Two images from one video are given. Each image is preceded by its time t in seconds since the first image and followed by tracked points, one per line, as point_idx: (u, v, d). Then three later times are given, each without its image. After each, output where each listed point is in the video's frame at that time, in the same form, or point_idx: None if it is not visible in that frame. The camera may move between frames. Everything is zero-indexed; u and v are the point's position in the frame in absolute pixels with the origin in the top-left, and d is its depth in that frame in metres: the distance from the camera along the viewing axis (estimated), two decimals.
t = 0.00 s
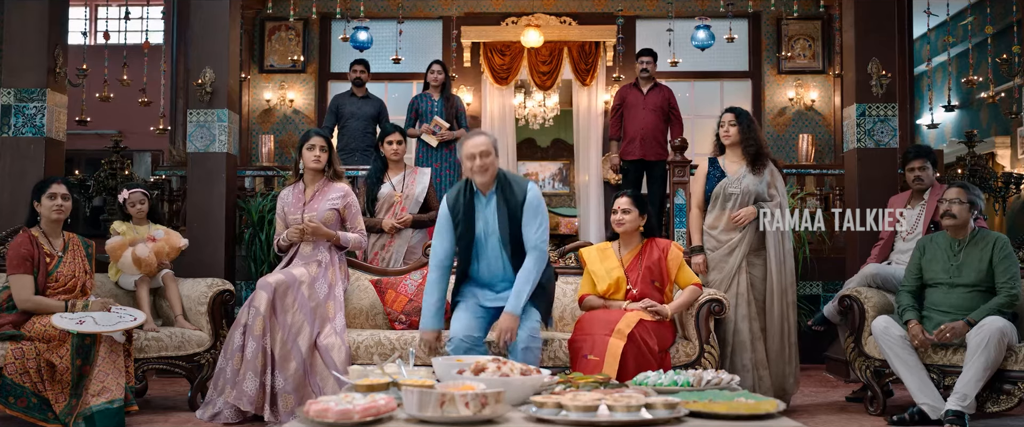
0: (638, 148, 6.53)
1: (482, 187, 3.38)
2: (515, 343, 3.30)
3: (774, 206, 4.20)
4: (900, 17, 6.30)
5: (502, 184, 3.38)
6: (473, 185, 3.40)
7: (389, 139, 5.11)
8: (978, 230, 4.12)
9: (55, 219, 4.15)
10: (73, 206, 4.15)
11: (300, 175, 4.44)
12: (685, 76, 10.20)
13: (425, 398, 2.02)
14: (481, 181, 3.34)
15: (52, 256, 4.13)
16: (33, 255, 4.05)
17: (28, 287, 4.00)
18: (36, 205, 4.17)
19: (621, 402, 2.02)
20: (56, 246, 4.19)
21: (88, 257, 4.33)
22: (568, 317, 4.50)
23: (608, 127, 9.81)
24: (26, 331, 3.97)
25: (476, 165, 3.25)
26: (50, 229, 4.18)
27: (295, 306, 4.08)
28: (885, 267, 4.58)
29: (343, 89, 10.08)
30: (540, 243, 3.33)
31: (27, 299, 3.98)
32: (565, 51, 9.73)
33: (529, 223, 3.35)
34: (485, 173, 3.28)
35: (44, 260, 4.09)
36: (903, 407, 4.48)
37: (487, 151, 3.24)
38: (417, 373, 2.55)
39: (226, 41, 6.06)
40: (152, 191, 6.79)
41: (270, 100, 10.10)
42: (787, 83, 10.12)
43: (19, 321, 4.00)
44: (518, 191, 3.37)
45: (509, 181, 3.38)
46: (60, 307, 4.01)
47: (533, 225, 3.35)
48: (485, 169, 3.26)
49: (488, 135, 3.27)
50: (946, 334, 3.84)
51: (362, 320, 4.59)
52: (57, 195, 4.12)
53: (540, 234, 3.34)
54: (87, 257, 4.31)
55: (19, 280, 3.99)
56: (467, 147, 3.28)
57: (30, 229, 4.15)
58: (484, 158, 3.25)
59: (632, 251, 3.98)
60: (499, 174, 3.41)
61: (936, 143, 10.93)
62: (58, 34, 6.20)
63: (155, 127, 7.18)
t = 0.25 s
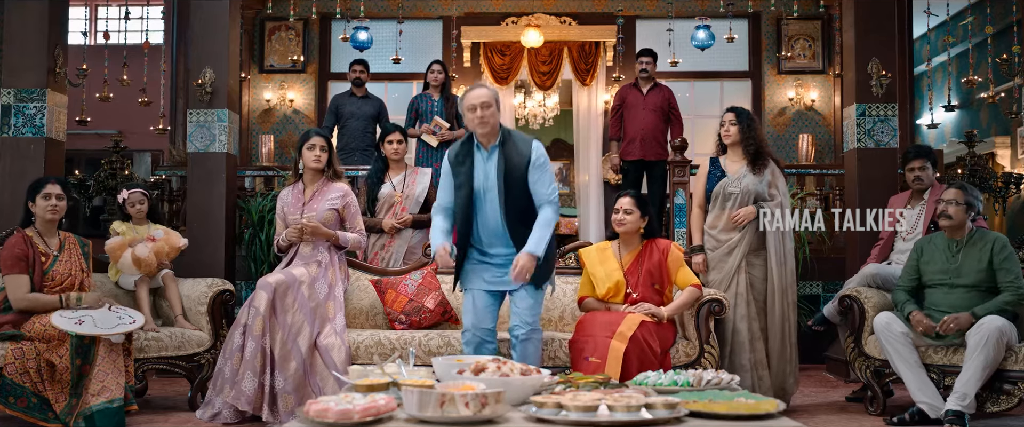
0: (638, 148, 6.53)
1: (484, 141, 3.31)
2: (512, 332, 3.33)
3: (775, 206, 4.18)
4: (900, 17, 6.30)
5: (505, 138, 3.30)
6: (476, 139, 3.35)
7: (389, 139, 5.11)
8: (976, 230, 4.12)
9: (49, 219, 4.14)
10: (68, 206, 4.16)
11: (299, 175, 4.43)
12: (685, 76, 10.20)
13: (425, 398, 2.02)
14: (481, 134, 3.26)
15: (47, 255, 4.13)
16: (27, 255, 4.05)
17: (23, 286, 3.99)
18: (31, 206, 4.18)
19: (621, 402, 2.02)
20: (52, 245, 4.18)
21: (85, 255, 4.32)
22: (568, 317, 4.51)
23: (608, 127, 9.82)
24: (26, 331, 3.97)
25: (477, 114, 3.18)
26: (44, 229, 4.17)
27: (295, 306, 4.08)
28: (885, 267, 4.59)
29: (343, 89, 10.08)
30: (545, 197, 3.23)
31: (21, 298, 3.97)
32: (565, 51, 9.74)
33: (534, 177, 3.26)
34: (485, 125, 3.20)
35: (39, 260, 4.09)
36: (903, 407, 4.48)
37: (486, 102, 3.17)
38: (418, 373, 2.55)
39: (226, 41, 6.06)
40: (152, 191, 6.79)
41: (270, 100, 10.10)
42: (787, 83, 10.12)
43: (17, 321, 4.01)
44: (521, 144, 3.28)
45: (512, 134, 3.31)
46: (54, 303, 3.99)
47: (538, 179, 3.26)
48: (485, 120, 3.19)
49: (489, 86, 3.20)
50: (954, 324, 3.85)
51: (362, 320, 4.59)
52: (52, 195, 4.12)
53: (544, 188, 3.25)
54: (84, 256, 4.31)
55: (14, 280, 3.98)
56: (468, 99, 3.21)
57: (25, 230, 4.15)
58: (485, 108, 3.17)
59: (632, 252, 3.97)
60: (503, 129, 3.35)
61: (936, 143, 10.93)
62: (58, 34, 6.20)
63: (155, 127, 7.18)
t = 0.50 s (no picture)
0: (638, 148, 6.54)
1: (489, 114, 3.34)
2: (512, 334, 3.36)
3: (775, 206, 4.18)
4: (900, 17, 6.30)
5: (512, 112, 3.33)
6: (482, 115, 3.37)
7: (389, 139, 5.11)
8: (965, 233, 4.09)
9: (48, 219, 4.14)
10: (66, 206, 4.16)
11: (298, 175, 4.43)
12: (685, 76, 10.21)
13: (425, 398, 2.02)
14: (488, 105, 3.29)
15: (44, 255, 4.12)
16: (22, 255, 4.04)
17: (13, 286, 3.99)
18: (30, 206, 4.18)
19: (621, 402, 2.02)
20: (50, 245, 4.18)
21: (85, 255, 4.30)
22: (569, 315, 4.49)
23: (608, 127, 9.82)
24: (25, 331, 3.97)
25: (484, 85, 3.20)
26: (43, 229, 4.17)
27: (295, 306, 4.08)
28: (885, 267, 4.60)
29: (343, 89, 10.09)
30: (554, 169, 3.28)
31: (9, 296, 3.97)
32: (565, 51, 9.74)
33: (541, 152, 3.30)
34: (493, 96, 3.22)
35: (35, 259, 4.08)
36: (903, 407, 4.48)
37: (498, 71, 3.18)
38: (418, 373, 2.55)
39: (226, 41, 6.06)
40: (152, 191, 6.79)
41: (270, 100, 10.10)
42: (787, 83, 10.12)
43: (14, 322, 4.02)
44: (528, 119, 3.32)
45: (518, 110, 3.34)
46: (36, 301, 3.97)
47: (545, 153, 3.30)
48: (494, 90, 3.21)
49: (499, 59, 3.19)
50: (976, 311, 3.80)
51: (362, 320, 4.59)
52: (50, 195, 4.12)
53: (552, 162, 3.29)
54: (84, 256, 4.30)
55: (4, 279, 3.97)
56: (477, 70, 3.21)
57: (23, 230, 4.16)
58: (492, 78, 3.19)
59: (631, 252, 3.85)
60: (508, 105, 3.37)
61: (936, 143, 10.93)
62: (58, 34, 6.21)
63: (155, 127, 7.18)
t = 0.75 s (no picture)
0: (638, 148, 6.54)
1: (496, 107, 3.35)
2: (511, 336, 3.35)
3: (775, 205, 4.17)
4: (900, 17, 6.30)
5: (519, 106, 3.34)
6: (489, 108, 3.39)
7: (388, 139, 5.11)
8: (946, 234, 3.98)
9: (53, 221, 4.09)
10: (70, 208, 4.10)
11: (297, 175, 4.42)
12: (685, 76, 10.21)
13: (425, 398, 2.02)
14: (496, 100, 3.30)
15: (46, 258, 4.08)
16: (23, 258, 4.00)
17: (11, 288, 3.94)
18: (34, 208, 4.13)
19: (621, 402, 2.02)
20: (54, 247, 4.15)
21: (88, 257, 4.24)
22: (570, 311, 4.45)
23: (608, 127, 9.83)
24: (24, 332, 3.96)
25: (492, 80, 3.23)
26: (46, 231, 4.13)
27: (295, 307, 4.08)
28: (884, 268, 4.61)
29: (343, 89, 10.08)
30: (558, 164, 3.28)
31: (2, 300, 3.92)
32: (565, 51, 9.75)
33: (546, 147, 3.30)
34: (501, 91, 3.25)
35: (36, 262, 4.04)
36: (903, 407, 4.49)
37: (504, 66, 3.21)
38: (417, 373, 2.55)
39: (226, 41, 6.06)
40: (152, 191, 6.79)
41: (270, 100, 10.10)
42: (787, 83, 10.12)
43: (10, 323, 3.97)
44: (535, 113, 3.33)
45: (526, 103, 3.35)
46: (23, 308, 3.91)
47: (550, 148, 3.30)
48: (501, 86, 3.23)
49: (507, 55, 3.24)
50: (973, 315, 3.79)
51: (362, 319, 4.59)
52: (54, 196, 4.07)
53: (556, 156, 3.29)
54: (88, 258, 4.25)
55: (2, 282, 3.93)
56: (485, 65, 3.25)
57: (27, 230, 4.12)
58: (500, 74, 3.22)
59: (629, 237, 3.72)
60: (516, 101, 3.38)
61: (936, 143, 10.93)
62: (58, 34, 6.21)
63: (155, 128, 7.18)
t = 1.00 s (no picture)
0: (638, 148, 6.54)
1: (503, 107, 3.36)
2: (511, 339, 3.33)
3: (775, 205, 4.18)
4: (900, 17, 6.31)
5: (527, 106, 3.35)
6: (496, 107, 3.40)
7: (388, 139, 5.11)
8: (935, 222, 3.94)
9: (67, 230, 4.00)
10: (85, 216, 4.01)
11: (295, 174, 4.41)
12: (685, 76, 10.21)
13: (425, 398, 2.02)
14: (503, 99, 3.31)
15: (58, 267, 3.98)
16: (35, 266, 3.92)
17: (24, 297, 3.87)
18: (49, 214, 4.03)
19: (621, 402, 2.02)
20: (66, 254, 4.03)
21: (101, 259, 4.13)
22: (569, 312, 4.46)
23: (608, 127, 9.83)
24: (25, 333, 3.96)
25: (500, 79, 3.24)
26: (60, 238, 4.03)
27: (295, 307, 4.08)
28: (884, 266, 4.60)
29: (343, 89, 10.08)
30: (562, 165, 3.29)
31: (15, 307, 3.85)
32: (565, 51, 9.75)
33: (551, 148, 3.31)
34: (507, 90, 3.25)
35: (48, 271, 3.95)
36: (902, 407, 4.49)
37: (513, 67, 3.21)
38: (417, 373, 2.54)
39: (226, 41, 6.06)
40: (152, 191, 6.79)
41: (270, 100, 10.10)
42: (787, 83, 10.12)
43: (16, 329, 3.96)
44: (541, 113, 3.34)
45: (533, 104, 3.36)
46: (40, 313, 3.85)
47: (554, 149, 3.31)
48: (508, 85, 3.24)
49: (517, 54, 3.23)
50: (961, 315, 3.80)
51: (362, 319, 4.59)
52: (69, 205, 3.98)
53: (561, 158, 3.30)
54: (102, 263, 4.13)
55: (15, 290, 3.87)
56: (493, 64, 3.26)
57: (42, 236, 4.01)
58: (508, 73, 3.22)
59: (630, 208, 3.67)
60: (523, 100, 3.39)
61: (936, 143, 10.93)
62: (58, 34, 6.21)
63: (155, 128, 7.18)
